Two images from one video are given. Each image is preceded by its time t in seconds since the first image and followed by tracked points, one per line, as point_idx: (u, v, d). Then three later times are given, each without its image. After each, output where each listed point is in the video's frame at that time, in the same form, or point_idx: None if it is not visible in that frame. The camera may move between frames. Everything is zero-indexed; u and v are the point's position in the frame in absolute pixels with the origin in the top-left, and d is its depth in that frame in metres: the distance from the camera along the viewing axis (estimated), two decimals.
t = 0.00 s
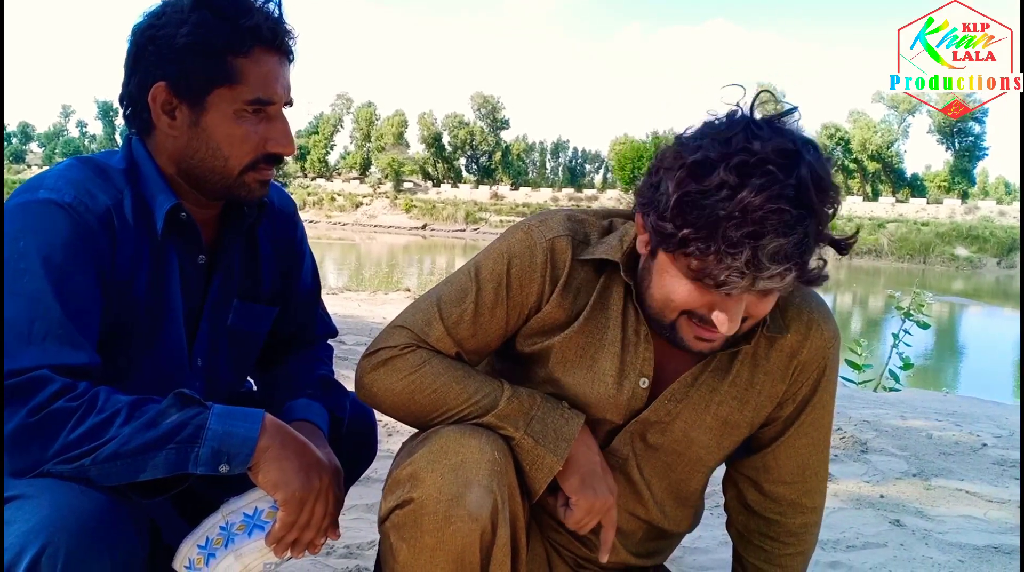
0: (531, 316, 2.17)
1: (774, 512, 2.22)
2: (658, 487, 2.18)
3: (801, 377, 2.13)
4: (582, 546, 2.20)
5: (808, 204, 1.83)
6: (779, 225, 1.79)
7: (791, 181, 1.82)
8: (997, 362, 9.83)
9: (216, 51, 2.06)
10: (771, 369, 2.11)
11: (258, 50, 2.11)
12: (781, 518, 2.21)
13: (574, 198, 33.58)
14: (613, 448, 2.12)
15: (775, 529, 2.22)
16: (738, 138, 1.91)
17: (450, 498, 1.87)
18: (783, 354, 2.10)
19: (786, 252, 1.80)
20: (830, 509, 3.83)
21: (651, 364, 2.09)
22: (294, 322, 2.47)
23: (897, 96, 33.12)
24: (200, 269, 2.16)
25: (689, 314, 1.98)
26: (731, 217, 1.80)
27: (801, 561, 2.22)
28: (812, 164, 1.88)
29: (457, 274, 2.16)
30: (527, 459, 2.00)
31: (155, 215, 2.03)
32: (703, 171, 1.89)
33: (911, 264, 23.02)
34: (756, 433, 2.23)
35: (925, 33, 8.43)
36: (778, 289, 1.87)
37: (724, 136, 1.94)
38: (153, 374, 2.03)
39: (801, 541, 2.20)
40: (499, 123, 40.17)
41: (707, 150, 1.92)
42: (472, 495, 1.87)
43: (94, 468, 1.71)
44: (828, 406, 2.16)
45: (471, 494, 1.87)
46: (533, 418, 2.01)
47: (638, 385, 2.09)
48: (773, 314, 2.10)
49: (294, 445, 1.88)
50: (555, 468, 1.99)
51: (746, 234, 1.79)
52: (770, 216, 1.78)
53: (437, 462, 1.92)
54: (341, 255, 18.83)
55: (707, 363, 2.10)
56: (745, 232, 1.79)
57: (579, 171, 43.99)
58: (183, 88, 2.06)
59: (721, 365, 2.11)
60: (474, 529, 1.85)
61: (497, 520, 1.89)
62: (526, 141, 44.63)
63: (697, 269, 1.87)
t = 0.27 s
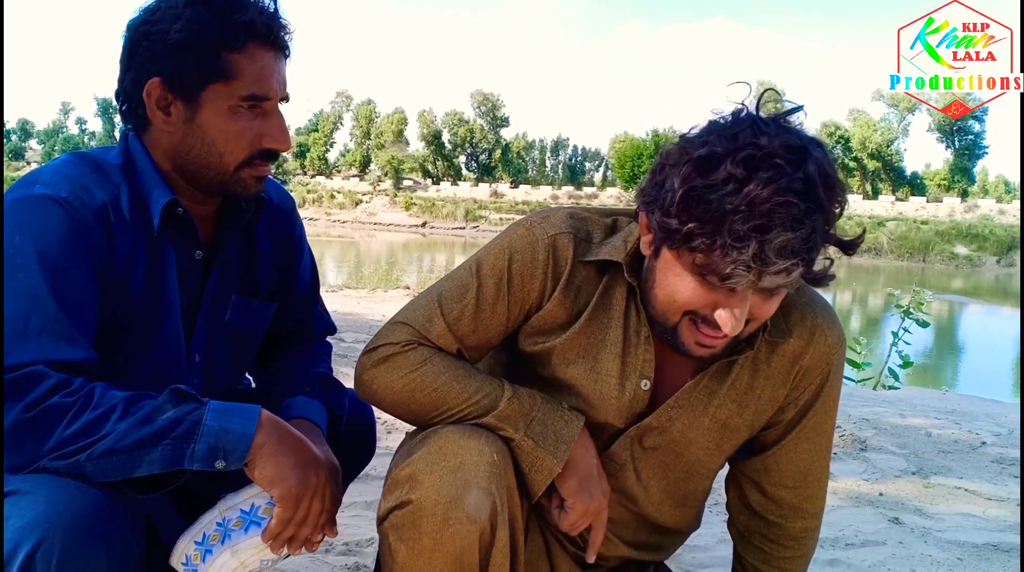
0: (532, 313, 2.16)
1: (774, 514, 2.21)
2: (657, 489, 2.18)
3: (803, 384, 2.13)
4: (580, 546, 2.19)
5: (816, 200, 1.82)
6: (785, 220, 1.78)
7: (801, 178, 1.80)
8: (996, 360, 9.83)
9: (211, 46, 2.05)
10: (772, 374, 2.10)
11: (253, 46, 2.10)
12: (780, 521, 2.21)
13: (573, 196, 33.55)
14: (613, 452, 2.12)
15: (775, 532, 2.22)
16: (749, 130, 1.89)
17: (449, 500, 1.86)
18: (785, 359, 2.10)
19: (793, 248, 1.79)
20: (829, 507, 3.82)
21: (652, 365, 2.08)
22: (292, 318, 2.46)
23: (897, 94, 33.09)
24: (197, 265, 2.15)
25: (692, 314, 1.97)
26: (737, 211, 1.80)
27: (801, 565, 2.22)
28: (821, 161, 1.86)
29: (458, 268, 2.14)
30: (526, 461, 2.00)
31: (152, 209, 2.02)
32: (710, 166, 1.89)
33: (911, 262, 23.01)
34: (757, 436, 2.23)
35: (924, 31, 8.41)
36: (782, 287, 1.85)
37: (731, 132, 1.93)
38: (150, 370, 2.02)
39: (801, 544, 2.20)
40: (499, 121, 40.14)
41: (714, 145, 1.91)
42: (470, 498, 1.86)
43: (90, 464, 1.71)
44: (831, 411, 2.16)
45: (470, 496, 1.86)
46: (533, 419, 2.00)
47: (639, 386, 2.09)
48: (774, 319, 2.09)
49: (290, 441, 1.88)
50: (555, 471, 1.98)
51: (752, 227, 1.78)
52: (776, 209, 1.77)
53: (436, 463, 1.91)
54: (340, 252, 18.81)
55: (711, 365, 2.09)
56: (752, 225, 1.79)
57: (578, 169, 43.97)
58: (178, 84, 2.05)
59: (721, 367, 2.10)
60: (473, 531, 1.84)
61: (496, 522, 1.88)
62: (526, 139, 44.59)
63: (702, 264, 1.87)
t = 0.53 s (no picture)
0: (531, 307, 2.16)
1: (772, 511, 2.23)
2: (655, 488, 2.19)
3: (798, 381, 2.13)
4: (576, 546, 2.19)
5: (750, 175, 1.81)
6: (705, 177, 1.82)
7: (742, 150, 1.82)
8: (995, 360, 9.84)
9: (210, 46, 2.05)
10: (767, 372, 2.10)
11: (252, 45, 2.10)
12: (779, 518, 2.23)
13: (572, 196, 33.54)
14: (607, 443, 2.11)
15: (774, 529, 2.24)
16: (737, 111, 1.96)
17: (444, 509, 1.86)
18: (781, 356, 2.09)
19: (704, 207, 1.80)
20: (827, 507, 3.83)
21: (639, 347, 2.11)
22: (291, 317, 2.46)
23: (896, 94, 33.09)
24: (196, 264, 2.16)
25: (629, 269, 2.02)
26: (677, 159, 1.91)
27: (799, 561, 2.24)
28: (784, 151, 1.84)
29: (459, 263, 2.14)
30: (521, 469, 2.00)
31: (150, 208, 2.02)
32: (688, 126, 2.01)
33: (910, 262, 23.02)
34: (753, 434, 2.22)
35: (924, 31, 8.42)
36: (691, 253, 1.83)
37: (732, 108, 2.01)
38: (149, 369, 2.02)
39: (798, 541, 2.22)
40: (498, 120, 40.12)
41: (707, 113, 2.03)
42: (465, 506, 1.86)
43: (88, 463, 1.71)
44: (827, 408, 2.16)
45: (465, 505, 1.87)
46: (530, 428, 2.00)
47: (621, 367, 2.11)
48: (773, 318, 2.07)
49: (288, 441, 1.88)
50: (549, 482, 1.99)
51: (679, 176, 1.87)
52: (703, 163, 1.84)
53: (430, 472, 1.91)
54: (339, 252, 18.80)
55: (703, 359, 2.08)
56: (680, 174, 1.87)
57: (577, 168, 43.97)
58: (176, 84, 2.05)
59: (714, 366, 2.11)
60: (469, 539, 1.86)
61: (492, 528, 1.89)
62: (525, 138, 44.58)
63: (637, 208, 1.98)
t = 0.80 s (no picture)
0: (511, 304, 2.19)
1: (757, 510, 2.22)
2: (638, 482, 2.19)
3: (770, 374, 2.13)
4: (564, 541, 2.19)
5: (674, 122, 1.98)
6: (632, 125, 2.01)
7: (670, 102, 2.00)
8: (992, 362, 9.85)
9: (212, 46, 2.05)
10: (737, 364, 2.10)
11: (253, 45, 2.11)
12: (763, 517, 2.21)
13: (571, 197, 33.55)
14: (582, 427, 2.12)
15: (759, 528, 2.22)
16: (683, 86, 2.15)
17: (438, 498, 1.86)
18: (751, 348, 2.10)
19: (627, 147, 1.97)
20: (825, 508, 3.83)
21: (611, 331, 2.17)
22: (290, 318, 2.46)
23: (894, 96, 33.13)
24: (196, 265, 2.16)
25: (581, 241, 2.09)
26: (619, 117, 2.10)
27: (787, 561, 2.22)
28: (712, 109, 1.99)
29: (439, 263, 2.18)
30: (516, 457, 1.99)
31: (150, 210, 2.02)
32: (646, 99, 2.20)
33: (908, 264, 23.05)
34: (730, 430, 2.23)
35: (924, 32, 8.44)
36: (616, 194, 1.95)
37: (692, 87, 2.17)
38: (149, 369, 2.02)
39: (784, 539, 2.21)
40: (497, 121, 40.11)
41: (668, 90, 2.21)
42: (458, 493, 1.87)
43: (87, 465, 1.71)
44: (802, 401, 2.16)
45: (457, 492, 1.87)
46: (522, 416, 2.00)
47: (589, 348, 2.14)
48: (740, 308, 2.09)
49: (287, 443, 1.88)
50: (546, 466, 1.98)
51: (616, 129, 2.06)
52: (635, 114, 2.03)
53: (421, 462, 1.90)
54: (337, 253, 18.77)
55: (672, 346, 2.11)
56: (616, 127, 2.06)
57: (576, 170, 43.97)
58: (177, 83, 2.05)
59: (683, 360, 2.13)
60: (463, 526, 1.86)
61: (485, 515, 1.89)
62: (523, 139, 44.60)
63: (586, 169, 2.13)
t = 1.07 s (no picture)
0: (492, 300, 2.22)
1: (743, 504, 2.22)
2: (625, 476, 2.19)
3: (746, 365, 2.14)
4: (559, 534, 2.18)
5: (625, 124, 2.08)
6: (588, 127, 2.12)
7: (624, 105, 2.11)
8: (990, 364, 9.86)
9: (216, 50, 2.05)
10: (713, 355, 2.11)
11: (257, 50, 2.11)
12: (751, 511, 2.22)
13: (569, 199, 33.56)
14: (568, 418, 2.12)
15: (749, 522, 2.23)
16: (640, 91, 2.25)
17: (428, 474, 1.86)
18: (725, 340, 2.11)
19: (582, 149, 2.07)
20: (824, 510, 3.84)
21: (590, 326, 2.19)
22: (289, 319, 2.47)
23: (893, 98, 33.17)
24: (196, 268, 2.16)
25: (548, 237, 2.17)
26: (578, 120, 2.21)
27: (778, 555, 2.22)
28: (663, 108, 2.08)
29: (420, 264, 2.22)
30: (509, 437, 2.00)
31: (150, 213, 2.03)
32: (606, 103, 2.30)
33: (906, 266, 23.06)
34: (712, 425, 2.24)
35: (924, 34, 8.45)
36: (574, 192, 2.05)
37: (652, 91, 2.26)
38: (150, 372, 2.02)
39: (773, 532, 2.21)
40: (496, 123, 40.12)
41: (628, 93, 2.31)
42: (449, 469, 1.86)
43: (87, 467, 1.71)
44: (781, 391, 2.17)
45: (448, 468, 1.87)
46: (510, 396, 2.01)
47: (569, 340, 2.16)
48: (714, 302, 2.11)
49: (287, 444, 1.89)
50: (538, 441, 1.98)
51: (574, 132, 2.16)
52: (592, 118, 2.13)
53: (411, 440, 1.90)
54: (336, 254, 18.75)
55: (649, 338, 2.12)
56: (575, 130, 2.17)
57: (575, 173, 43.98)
58: (181, 87, 2.05)
59: (661, 354, 2.14)
60: (454, 503, 1.86)
61: (476, 493, 1.89)
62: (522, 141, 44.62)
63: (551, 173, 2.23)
